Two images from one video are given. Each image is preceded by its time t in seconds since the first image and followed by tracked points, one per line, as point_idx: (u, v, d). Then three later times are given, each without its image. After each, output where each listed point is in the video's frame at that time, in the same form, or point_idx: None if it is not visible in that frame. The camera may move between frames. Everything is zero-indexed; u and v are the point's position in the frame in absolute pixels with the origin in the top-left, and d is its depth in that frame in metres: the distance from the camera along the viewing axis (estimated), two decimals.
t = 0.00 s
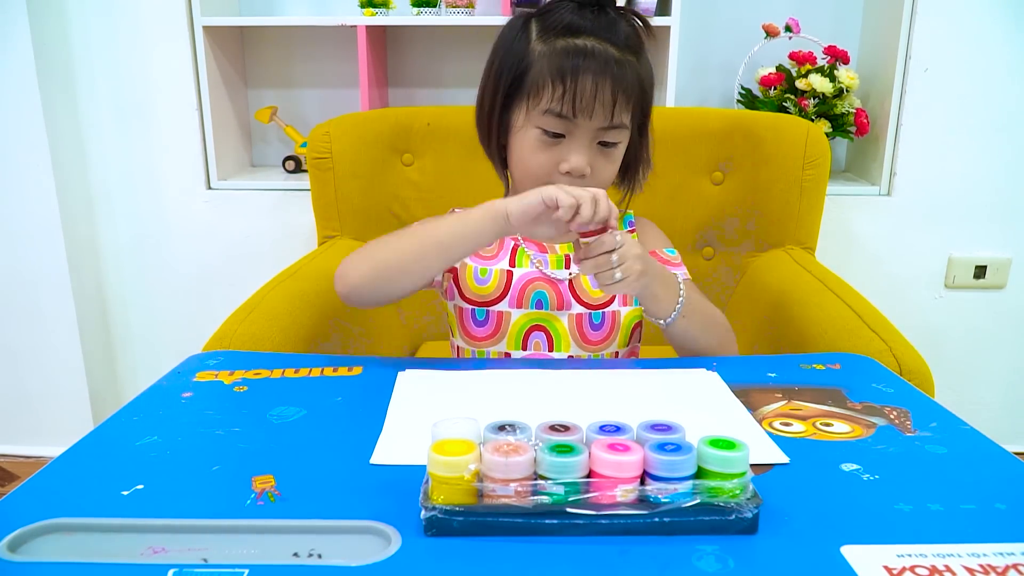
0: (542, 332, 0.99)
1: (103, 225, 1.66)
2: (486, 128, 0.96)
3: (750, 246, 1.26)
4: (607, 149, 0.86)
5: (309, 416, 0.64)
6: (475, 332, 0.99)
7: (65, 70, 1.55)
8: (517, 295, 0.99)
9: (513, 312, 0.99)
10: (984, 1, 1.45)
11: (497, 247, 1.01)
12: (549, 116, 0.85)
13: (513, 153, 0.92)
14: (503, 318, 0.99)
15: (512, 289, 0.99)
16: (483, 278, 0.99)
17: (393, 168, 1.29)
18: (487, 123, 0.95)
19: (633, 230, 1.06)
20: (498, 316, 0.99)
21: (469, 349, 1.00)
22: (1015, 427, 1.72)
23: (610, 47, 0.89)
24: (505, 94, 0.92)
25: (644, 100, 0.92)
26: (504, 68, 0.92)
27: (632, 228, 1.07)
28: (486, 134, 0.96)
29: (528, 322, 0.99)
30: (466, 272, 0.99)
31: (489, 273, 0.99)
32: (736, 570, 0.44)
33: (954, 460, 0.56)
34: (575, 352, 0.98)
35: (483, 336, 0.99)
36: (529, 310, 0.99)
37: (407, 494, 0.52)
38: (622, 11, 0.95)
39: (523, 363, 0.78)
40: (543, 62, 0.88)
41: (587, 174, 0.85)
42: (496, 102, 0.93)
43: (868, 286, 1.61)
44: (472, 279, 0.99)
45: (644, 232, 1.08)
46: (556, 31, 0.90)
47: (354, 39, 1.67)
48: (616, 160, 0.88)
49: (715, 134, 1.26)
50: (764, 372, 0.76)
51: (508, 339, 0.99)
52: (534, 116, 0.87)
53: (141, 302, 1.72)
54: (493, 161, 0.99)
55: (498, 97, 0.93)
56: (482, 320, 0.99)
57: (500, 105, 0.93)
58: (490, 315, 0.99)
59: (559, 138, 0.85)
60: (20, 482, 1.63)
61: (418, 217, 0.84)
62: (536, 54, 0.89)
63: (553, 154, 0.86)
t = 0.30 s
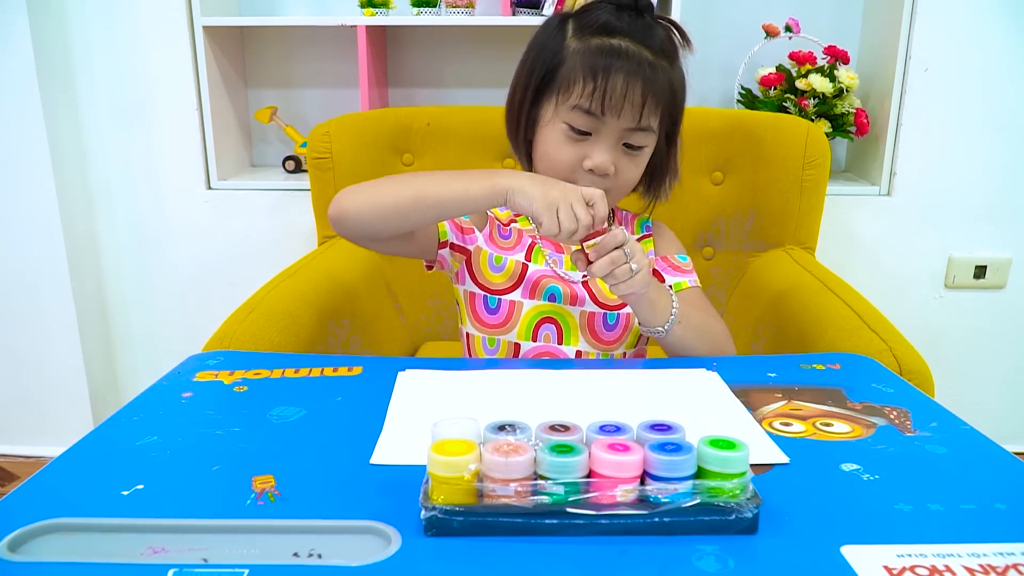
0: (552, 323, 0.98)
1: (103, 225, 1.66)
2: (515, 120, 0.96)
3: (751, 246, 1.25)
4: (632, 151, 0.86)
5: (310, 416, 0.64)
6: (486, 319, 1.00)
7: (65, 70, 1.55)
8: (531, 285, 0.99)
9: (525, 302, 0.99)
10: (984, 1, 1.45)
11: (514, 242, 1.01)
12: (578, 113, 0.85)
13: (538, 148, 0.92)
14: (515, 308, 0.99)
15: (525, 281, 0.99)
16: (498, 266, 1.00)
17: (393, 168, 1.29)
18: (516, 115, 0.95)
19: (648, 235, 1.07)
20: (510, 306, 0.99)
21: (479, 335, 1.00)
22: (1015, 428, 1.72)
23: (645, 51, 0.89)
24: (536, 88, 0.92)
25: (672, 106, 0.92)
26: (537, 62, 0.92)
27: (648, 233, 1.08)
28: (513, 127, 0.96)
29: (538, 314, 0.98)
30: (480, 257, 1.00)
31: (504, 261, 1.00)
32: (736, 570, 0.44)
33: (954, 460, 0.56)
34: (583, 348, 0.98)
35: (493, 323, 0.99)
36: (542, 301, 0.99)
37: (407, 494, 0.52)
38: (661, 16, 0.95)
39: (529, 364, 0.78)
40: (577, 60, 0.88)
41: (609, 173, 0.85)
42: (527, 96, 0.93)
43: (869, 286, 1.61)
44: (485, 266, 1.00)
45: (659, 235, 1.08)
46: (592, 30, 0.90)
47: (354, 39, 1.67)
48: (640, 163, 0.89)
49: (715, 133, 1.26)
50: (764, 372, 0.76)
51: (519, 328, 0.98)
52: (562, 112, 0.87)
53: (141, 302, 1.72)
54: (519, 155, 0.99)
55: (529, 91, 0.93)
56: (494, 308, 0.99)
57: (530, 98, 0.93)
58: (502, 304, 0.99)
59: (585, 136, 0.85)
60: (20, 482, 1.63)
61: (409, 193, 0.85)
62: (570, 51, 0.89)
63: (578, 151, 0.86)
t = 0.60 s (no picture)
0: (550, 324, 0.99)
1: (103, 225, 1.66)
2: (547, 111, 0.96)
3: (750, 246, 1.25)
4: (648, 171, 0.86)
5: (310, 416, 0.64)
6: (486, 318, 1.00)
7: (65, 71, 1.55)
8: (530, 286, 0.99)
9: (524, 302, 0.99)
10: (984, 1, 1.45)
11: (516, 241, 1.00)
12: (607, 119, 0.85)
13: (558, 144, 0.91)
14: (515, 308, 0.99)
15: (524, 282, 0.99)
16: (498, 266, 0.99)
17: (393, 168, 1.29)
18: (549, 107, 0.95)
19: (650, 241, 1.06)
20: (509, 305, 0.99)
21: (479, 334, 1.00)
22: (1014, 428, 1.72)
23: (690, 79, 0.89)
24: (575, 86, 0.92)
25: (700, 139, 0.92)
26: (583, 62, 0.92)
27: (651, 239, 1.06)
28: (543, 118, 0.96)
29: (537, 314, 0.99)
30: (481, 257, 0.99)
31: (504, 261, 0.99)
32: (736, 570, 0.44)
33: (953, 460, 0.56)
34: (581, 350, 0.98)
35: (493, 322, 0.99)
36: (541, 301, 0.99)
37: (407, 494, 0.52)
38: (716, 52, 0.95)
39: (530, 364, 0.78)
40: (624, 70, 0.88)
41: (620, 186, 0.85)
42: (564, 92, 0.93)
43: (869, 286, 1.61)
44: (486, 265, 0.99)
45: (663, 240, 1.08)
46: (646, 45, 0.90)
47: (354, 39, 1.67)
48: (654, 185, 0.89)
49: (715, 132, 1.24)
50: (764, 372, 0.76)
51: (518, 326, 0.99)
52: (592, 115, 0.87)
53: (141, 302, 1.72)
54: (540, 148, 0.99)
55: (567, 88, 0.93)
56: (494, 307, 0.99)
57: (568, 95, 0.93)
58: (501, 304, 0.99)
59: (608, 143, 0.85)
60: (20, 482, 1.62)
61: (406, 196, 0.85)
62: (619, 61, 0.89)
63: (596, 156, 0.86)
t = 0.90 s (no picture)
0: (552, 323, 0.98)
1: (103, 225, 1.66)
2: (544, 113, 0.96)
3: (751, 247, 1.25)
4: (648, 170, 0.86)
5: (309, 416, 0.64)
6: (490, 317, 1.00)
7: (65, 71, 1.55)
8: (532, 286, 0.99)
9: (526, 301, 0.99)
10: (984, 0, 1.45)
11: (519, 240, 1.01)
12: (603, 121, 0.85)
13: (557, 147, 0.92)
14: (517, 307, 0.99)
15: (526, 282, 0.99)
16: (500, 266, 1.00)
17: (393, 168, 1.29)
18: (545, 111, 0.96)
19: (652, 240, 1.06)
20: (512, 305, 0.99)
21: (483, 333, 1.00)
22: (1014, 428, 1.72)
23: (686, 75, 0.89)
24: (569, 89, 0.92)
25: (700, 134, 0.92)
26: (577, 64, 0.92)
27: (654, 237, 1.07)
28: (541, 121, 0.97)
29: (539, 313, 0.99)
30: (483, 257, 1.00)
31: (507, 261, 1.00)
32: (736, 570, 0.44)
33: (953, 460, 0.56)
34: (583, 349, 0.98)
35: (497, 322, 0.99)
36: (542, 300, 0.99)
37: (407, 494, 0.52)
38: (711, 45, 0.95)
39: (531, 364, 0.78)
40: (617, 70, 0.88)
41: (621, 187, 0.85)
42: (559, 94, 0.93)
43: (868, 286, 1.61)
44: (489, 264, 1.00)
45: (665, 239, 1.07)
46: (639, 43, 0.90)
47: (354, 39, 1.67)
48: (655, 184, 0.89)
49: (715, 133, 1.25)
50: (764, 372, 0.76)
51: (522, 325, 0.98)
52: (589, 117, 0.87)
53: (141, 302, 1.72)
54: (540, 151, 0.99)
55: (562, 90, 0.93)
56: (496, 307, 0.99)
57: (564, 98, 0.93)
58: (504, 303, 0.99)
59: (606, 145, 0.85)
60: (20, 482, 1.62)
61: (406, 196, 0.85)
62: (613, 61, 0.89)
63: (595, 158, 0.86)
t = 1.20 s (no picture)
0: (555, 319, 0.98)
1: (103, 225, 1.66)
2: (508, 131, 0.97)
3: (751, 246, 1.25)
4: (622, 149, 0.86)
5: (309, 416, 0.64)
6: (490, 315, 1.00)
7: (64, 71, 1.55)
8: (534, 282, 0.99)
9: (529, 298, 0.99)
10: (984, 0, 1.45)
11: (520, 239, 1.01)
12: (559, 124, 0.85)
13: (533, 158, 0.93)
14: (519, 303, 0.99)
15: (528, 278, 0.99)
16: (501, 262, 1.00)
17: (393, 167, 1.29)
18: (509, 131, 0.97)
19: (653, 231, 1.06)
20: (513, 301, 0.99)
21: (484, 331, 1.00)
22: (1015, 427, 1.72)
23: (619, 45, 0.89)
24: (520, 103, 0.93)
25: (661, 93, 0.91)
26: (517, 77, 0.93)
27: (654, 228, 1.07)
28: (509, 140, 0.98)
29: (542, 309, 0.99)
30: (484, 254, 1.00)
31: (508, 258, 1.00)
32: (736, 570, 0.44)
33: (953, 460, 0.56)
34: (588, 344, 0.98)
35: (498, 319, 0.99)
36: (545, 296, 0.99)
37: (407, 494, 0.52)
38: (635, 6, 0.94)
39: (529, 364, 0.78)
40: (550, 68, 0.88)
41: (602, 176, 0.85)
42: (514, 109, 0.94)
43: (868, 286, 1.61)
44: (490, 262, 1.00)
45: (664, 232, 1.08)
46: (562, 34, 0.90)
47: (354, 39, 1.67)
48: (638, 158, 0.88)
49: (714, 133, 1.26)
50: (764, 372, 0.76)
51: (524, 322, 0.98)
52: (546, 124, 0.88)
53: (141, 302, 1.72)
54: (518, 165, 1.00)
55: (515, 106, 0.94)
56: (498, 304, 0.99)
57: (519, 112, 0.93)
58: (506, 299, 0.99)
59: (573, 144, 0.86)
60: (20, 482, 1.62)
61: (405, 195, 0.85)
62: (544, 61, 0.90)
63: (567, 159, 0.86)
